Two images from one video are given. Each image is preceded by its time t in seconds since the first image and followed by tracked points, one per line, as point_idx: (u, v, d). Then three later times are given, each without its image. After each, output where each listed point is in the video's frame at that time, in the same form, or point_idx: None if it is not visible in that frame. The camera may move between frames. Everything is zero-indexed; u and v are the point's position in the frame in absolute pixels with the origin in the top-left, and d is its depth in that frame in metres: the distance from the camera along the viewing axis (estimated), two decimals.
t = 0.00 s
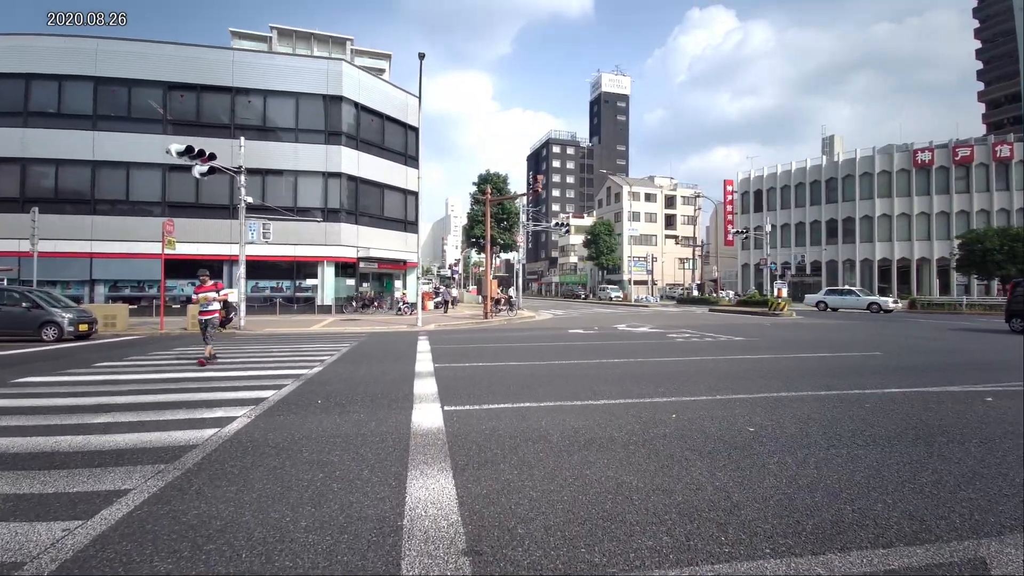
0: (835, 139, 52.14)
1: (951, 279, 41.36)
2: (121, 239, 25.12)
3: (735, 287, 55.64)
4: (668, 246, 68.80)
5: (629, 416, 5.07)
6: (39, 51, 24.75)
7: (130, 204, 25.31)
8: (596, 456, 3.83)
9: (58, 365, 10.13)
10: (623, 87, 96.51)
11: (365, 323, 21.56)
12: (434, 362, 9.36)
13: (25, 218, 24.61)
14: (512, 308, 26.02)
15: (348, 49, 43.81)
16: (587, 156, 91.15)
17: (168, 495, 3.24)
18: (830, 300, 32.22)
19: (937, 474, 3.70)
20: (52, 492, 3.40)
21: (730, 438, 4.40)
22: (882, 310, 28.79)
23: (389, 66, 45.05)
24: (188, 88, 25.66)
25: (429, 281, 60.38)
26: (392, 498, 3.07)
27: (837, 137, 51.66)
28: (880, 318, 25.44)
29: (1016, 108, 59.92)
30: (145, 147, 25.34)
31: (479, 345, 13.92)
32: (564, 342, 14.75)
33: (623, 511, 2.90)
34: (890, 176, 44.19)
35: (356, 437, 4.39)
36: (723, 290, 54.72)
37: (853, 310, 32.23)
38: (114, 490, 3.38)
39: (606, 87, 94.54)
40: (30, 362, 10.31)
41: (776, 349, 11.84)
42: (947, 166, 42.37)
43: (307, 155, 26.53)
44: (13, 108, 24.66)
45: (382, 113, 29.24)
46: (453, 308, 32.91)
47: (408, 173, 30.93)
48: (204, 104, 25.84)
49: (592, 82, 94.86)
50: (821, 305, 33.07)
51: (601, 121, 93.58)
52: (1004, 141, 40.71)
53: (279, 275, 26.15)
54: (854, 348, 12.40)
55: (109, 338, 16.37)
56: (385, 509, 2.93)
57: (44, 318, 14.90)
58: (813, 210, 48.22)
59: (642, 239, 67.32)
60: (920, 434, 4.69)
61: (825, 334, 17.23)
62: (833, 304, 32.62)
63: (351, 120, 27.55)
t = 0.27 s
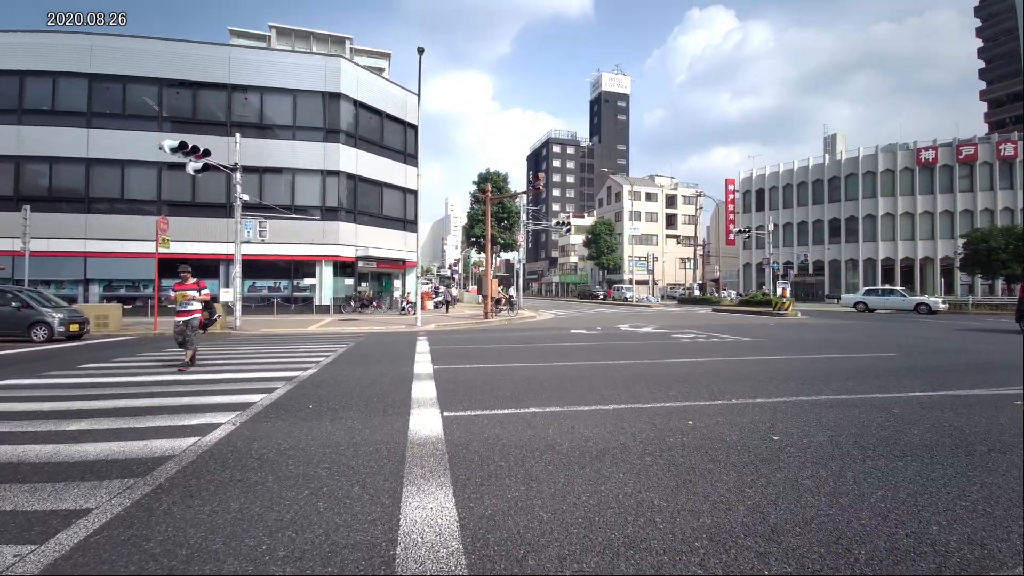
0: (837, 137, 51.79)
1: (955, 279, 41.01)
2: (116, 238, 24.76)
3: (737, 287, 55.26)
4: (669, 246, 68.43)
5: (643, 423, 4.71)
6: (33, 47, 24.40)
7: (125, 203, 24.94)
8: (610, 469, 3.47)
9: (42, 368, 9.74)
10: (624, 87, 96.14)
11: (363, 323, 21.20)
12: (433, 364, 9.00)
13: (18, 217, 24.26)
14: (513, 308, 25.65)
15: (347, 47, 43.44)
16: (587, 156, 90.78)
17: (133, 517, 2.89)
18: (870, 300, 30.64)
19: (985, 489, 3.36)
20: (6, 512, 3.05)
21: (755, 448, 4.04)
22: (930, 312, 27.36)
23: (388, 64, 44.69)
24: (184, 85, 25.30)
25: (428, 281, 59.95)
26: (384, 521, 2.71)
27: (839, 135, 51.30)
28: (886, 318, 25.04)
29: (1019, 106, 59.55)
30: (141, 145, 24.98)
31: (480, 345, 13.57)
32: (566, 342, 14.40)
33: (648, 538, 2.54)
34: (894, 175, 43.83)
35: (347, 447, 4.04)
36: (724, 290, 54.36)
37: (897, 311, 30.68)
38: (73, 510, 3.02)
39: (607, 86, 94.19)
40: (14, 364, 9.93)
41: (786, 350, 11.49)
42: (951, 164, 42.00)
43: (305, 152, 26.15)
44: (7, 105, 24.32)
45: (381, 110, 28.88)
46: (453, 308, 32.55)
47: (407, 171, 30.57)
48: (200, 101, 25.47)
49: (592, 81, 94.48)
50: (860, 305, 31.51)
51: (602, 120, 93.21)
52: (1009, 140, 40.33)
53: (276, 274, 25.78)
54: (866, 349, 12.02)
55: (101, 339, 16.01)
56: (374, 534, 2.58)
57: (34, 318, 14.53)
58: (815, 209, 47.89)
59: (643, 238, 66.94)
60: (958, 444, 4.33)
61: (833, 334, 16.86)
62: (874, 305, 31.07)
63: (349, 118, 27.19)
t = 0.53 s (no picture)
0: (840, 136, 51.37)
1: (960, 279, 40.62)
2: (111, 237, 24.40)
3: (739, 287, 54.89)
4: (671, 245, 68.02)
5: (657, 433, 4.33)
6: (27, 44, 24.07)
7: (120, 201, 24.56)
8: (627, 489, 3.12)
9: (28, 370, 9.42)
10: (625, 86, 95.78)
11: (362, 323, 20.84)
12: (431, 367, 8.64)
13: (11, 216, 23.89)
14: (513, 308, 25.29)
15: (346, 46, 43.11)
16: (588, 155, 90.38)
17: (88, 549, 2.54)
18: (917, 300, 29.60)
19: None
20: None
21: (783, 464, 3.68)
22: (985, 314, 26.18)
23: (387, 62, 44.34)
24: (180, 82, 24.92)
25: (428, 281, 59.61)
26: (370, 556, 2.36)
27: (842, 134, 50.89)
28: (892, 318, 24.67)
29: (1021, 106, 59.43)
30: (136, 143, 24.63)
31: (480, 346, 13.20)
32: (569, 343, 14.00)
33: None
34: (898, 173, 43.43)
35: (334, 462, 3.67)
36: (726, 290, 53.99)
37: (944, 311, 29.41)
38: (23, 540, 2.68)
39: (607, 85, 93.87)
40: None
41: (797, 352, 11.11)
42: (955, 163, 41.61)
43: (303, 150, 25.76)
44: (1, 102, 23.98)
45: (380, 108, 28.52)
46: (453, 308, 32.24)
47: (407, 170, 30.20)
48: (196, 98, 25.09)
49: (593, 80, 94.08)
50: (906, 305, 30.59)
51: (602, 119, 92.84)
52: (1014, 138, 39.93)
53: (274, 274, 25.43)
54: (879, 350, 11.65)
55: (93, 340, 15.64)
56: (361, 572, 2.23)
57: (24, 318, 14.17)
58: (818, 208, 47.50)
59: (644, 238, 66.55)
60: (1005, 459, 3.95)
61: (841, 334, 16.52)
62: (920, 305, 30.32)
63: (348, 115, 26.82)
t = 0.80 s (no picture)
0: (842, 135, 51.02)
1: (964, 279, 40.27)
2: (105, 237, 24.05)
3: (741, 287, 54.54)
4: (672, 245, 67.64)
5: (673, 446, 3.97)
6: (21, 41, 23.74)
7: (114, 200, 24.21)
8: (646, 514, 2.78)
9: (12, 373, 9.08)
10: (625, 85, 95.49)
11: (360, 324, 20.48)
12: (427, 370, 8.26)
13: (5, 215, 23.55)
14: (514, 308, 24.94)
15: (346, 44, 42.77)
16: (589, 155, 90.01)
17: None
18: (972, 302, 26.63)
19: None
20: None
21: (816, 483, 3.33)
22: None
23: (387, 60, 43.99)
24: (176, 79, 24.57)
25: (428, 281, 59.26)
26: None
27: (844, 133, 50.54)
28: (897, 318, 24.36)
29: None
30: (131, 141, 24.28)
31: (479, 347, 12.83)
32: (571, 344, 13.62)
33: None
34: (901, 172, 43.08)
35: (319, 480, 3.32)
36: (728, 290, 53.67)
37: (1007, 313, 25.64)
38: None
39: (608, 85, 93.58)
40: None
41: (807, 354, 10.74)
42: (959, 162, 41.29)
43: (300, 148, 25.40)
44: None
45: (379, 106, 28.18)
46: (453, 308, 31.90)
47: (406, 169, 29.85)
48: (192, 95, 24.74)
49: (593, 79, 93.70)
50: (959, 306, 27.26)
51: (603, 119, 92.52)
52: (1018, 136, 39.60)
53: (271, 274, 25.07)
54: (891, 352, 11.31)
55: (84, 341, 15.29)
56: None
57: (12, 320, 13.81)
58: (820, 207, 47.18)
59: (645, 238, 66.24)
60: None
61: (848, 335, 16.20)
62: (976, 306, 26.71)
63: (346, 113, 26.47)
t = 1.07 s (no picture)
0: (845, 135, 50.66)
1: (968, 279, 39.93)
2: (99, 236, 23.67)
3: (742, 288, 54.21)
4: (673, 245, 67.26)
5: (694, 464, 3.60)
6: (14, 38, 23.36)
7: (109, 199, 23.83)
8: (675, 552, 2.41)
9: None
10: (625, 85, 95.11)
11: (357, 325, 20.09)
12: (427, 375, 7.90)
13: None
14: (514, 309, 24.58)
15: (344, 42, 42.37)
16: (589, 155, 89.62)
17: None
18: None
19: None
20: None
21: (856, 511, 2.97)
22: None
23: (386, 59, 43.60)
24: (171, 76, 24.18)
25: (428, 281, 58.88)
26: None
27: (846, 132, 50.20)
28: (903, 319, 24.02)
29: None
30: (125, 139, 23.91)
31: (480, 350, 12.45)
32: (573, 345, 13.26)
33: None
34: (904, 172, 42.73)
35: (299, 507, 2.95)
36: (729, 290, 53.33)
37: None
38: None
39: (608, 84, 93.21)
40: None
41: (819, 356, 10.37)
42: (963, 161, 40.94)
43: (298, 146, 25.02)
44: None
45: (377, 104, 27.80)
46: (453, 308, 31.53)
47: (405, 168, 29.49)
48: (188, 92, 24.35)
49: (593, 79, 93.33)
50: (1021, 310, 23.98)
51: (603, 118, 92.16)
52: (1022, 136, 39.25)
53: (268, 274, 24.70)
54: (904, 354, 10.94)
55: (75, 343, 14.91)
56: None
57: None
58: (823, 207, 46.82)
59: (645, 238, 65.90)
60: None
61: (856, 336, 15.85)
62: None
63: (344, 110, 26.09)
